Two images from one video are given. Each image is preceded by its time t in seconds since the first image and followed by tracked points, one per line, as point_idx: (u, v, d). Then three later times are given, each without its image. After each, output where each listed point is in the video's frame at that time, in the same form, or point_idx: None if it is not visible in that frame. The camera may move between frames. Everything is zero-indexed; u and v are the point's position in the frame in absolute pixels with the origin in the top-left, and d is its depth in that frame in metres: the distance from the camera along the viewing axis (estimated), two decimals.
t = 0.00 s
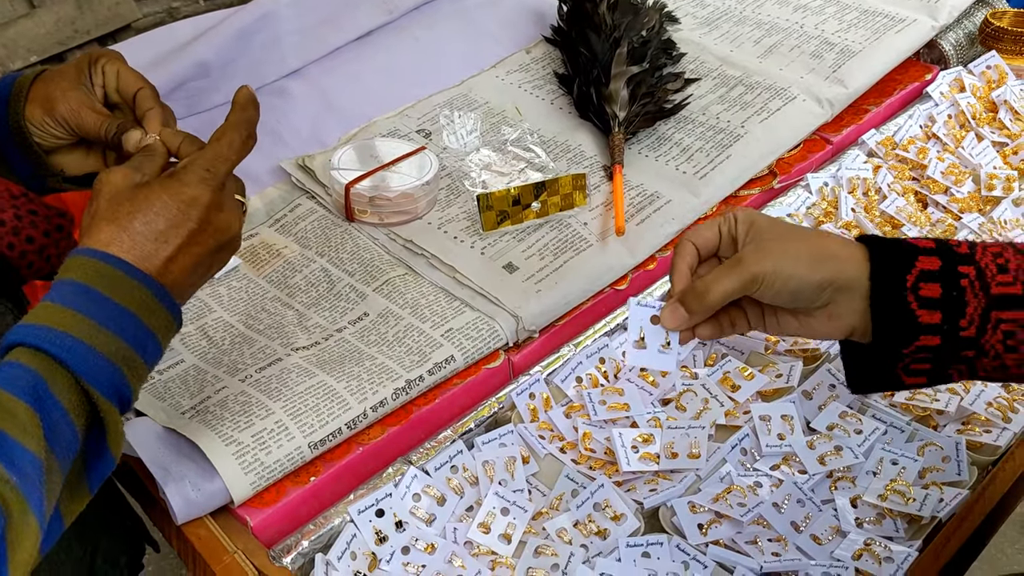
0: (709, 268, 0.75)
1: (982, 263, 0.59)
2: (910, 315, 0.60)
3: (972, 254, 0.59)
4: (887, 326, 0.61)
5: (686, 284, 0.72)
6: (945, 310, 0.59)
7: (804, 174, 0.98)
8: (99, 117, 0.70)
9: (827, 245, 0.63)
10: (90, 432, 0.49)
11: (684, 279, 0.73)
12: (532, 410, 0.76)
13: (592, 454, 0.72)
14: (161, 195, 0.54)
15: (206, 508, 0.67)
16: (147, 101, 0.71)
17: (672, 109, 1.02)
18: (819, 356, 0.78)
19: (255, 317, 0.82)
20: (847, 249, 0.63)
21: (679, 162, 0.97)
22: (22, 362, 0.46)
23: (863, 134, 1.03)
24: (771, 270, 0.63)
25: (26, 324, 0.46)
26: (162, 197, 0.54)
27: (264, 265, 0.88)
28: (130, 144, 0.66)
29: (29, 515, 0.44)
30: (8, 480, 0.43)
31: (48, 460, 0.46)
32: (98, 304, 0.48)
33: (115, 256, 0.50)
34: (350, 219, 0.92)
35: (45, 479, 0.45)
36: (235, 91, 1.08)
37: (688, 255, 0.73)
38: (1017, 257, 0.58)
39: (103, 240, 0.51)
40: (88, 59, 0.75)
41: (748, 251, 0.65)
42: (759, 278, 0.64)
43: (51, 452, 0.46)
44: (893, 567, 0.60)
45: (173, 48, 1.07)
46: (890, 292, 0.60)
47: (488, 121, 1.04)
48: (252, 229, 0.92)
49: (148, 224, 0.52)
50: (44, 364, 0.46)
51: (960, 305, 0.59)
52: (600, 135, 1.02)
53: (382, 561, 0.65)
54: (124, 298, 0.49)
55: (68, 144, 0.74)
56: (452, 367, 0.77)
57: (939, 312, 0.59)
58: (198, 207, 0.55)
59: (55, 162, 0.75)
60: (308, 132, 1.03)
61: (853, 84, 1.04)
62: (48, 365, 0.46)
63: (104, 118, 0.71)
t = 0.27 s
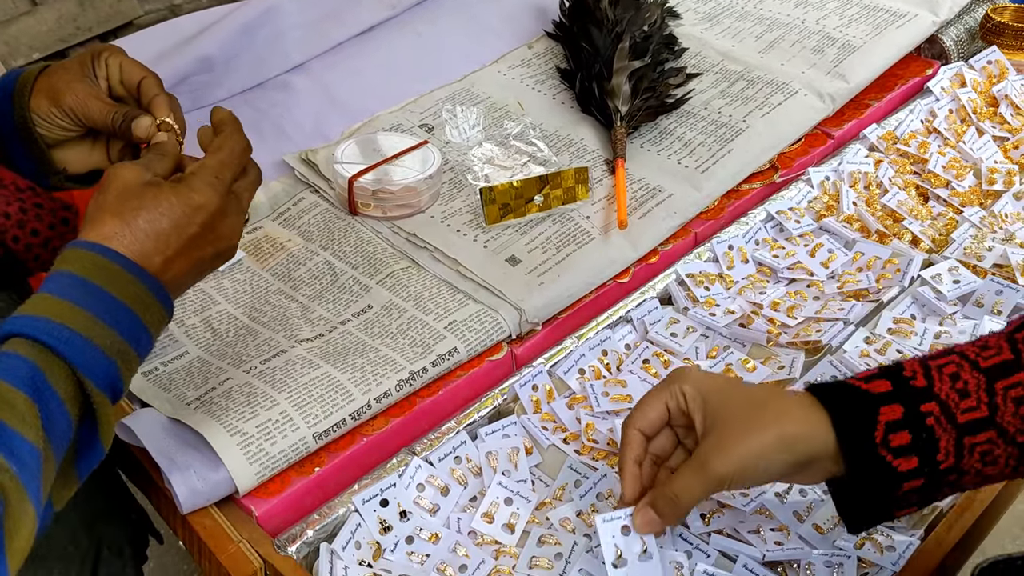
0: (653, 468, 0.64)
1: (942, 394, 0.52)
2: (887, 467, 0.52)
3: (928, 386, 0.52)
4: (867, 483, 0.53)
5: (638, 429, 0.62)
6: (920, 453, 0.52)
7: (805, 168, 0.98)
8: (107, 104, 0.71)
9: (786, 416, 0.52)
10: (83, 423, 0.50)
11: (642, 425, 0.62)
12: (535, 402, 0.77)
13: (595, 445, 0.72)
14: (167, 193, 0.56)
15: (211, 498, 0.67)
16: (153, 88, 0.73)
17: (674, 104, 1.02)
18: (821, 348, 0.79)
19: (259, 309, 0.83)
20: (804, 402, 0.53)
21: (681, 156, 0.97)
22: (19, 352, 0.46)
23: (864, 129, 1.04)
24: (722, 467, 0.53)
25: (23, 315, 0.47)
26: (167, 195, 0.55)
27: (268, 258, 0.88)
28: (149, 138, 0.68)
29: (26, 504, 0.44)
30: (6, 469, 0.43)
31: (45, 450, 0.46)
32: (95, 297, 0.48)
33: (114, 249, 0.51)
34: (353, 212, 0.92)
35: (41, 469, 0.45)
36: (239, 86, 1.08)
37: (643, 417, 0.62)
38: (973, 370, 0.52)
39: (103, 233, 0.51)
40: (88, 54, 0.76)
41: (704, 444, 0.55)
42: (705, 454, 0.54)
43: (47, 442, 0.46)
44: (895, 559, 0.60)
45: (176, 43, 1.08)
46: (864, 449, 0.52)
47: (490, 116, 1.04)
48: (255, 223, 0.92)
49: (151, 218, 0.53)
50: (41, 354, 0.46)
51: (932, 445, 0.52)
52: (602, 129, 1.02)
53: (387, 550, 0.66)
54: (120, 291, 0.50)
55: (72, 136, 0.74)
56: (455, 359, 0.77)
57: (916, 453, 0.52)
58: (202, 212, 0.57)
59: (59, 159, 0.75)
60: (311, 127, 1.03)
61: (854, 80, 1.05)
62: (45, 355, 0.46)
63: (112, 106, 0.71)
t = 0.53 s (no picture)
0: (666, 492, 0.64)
1: (942, 429, 0.55)
2: (894, 504, 0.55)
3: (927, 423, 0.55)
4: (876, 521, 0.55)
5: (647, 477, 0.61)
6: (926, 488, 0.55)
7: (806, 156, 0.98)
8: (110, 102, 0.71)
9: (781, 459, 0.55)
10: (59, 416, 0.49)
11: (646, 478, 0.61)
12: (535, 387, 0.77)
13: (595, 430, 0.73)
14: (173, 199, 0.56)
15: (212, 482, 0.67)
16: (152, 74, 0.74)
17: (675, 92, 1.02)
18: (821, 335, 0.79)
19: (260, 296, 0.83)
20: (799, 441, 0.56)
21: (681, 143, 0.97)
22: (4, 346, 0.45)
23: (864, 117, 1.03)
24: (719, 509, 0.56)
25: (9, 307, 0.46)
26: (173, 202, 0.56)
27: (268, 245, 0.88)
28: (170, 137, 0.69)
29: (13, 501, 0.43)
30: None
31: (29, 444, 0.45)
32: (82, 293, 0.48)
33: (106, 246, 0.51)
34: (352, 199, 0.92)
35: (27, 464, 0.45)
36: (238, 74, 1.08)
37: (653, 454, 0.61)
38: (973, 403, 0.55)
39: (102, 229, 0.51)
40: (74, 51, 0.75)
41: (701, 484, 0.58)
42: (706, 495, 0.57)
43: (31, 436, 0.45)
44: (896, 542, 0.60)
45: (175, 31, 1.07)
46: (871, 485, 0.55)
47: (490, 104, 1.04)
48: (255, 210, 0.92)
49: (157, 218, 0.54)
50: (27, 350, 0.46)
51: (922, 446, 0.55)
52: (602, 117, 1.02)
53: (387, 534, 0.66)
54: (107, 288, 0.50)
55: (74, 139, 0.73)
56: (456, 345, 0.77)
57: (920, 488, 0.55)
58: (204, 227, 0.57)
59: (60, 166, 0.75)
60: (310, 115, 1.03)
61: (854, 67, 1.04)
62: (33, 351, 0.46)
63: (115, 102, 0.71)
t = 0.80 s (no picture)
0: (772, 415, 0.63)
1: None
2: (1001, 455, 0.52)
3: None
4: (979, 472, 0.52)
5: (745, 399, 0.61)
6: None
7: (805, 147, 0.98)
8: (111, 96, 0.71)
9: (893, 399, 0.53)
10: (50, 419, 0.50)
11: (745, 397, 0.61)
12: (535, 376, 0.77)
13: (594, 419, 0.73)
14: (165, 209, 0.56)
15: (212, 471, 0.68)
16: (150, 69, 0.75)
17: (674, 83, 1.02)
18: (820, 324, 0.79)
19: (259, 286, 0.83)
20: (912, 378, 0.55)
21: (680, 134, 0.97)
22: None
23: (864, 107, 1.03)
24: (826, 444, 0.54)
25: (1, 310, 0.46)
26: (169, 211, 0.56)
27: (267, 235, 0.88)
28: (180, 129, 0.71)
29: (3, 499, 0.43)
30: None
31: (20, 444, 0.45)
32: (74, 297, 0.49)
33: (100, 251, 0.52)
34: (352, 189, 0.92)
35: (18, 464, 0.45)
36: (237, 64, 1.08)
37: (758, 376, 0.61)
38: None
39: (95, 235, 0.52)
40: (67, 47, 0.74)
41: (808, 416, 0.56)
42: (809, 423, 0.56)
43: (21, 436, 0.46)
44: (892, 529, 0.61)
45: (174, 22, 1.08)
46: (980, 441, 0.52)
47: (489, 94, 1.04)
48: (255, 201, 0.92)
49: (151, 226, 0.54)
50: (20, 351, 0.46)
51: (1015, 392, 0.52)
52: (601, 108, 1.02)
53: (387, 523, 0.66)
54: (98, 291, 0.50)
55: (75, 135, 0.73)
56: (455, 334, 0.77)
57: None
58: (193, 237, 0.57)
59: (60, 161, 0.75)
60: (310, 106, 1.03)
61: (854, 57, 1.04)
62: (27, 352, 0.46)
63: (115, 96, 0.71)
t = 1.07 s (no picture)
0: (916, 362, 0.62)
1: None
2: None
3: None
4: None
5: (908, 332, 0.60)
6: None
7: (794, 145, 0.98)
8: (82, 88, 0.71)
9: None
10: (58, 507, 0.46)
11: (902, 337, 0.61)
12: (521, 376, 0.77)
13: (580, 419, 0.73)
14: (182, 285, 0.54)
15: (197, 472, 0.68)
16: (122, 62, 0.75)
17: (663, 81, 1.02)
18: (807, 323, 0.79)
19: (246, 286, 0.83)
20: None
21: (670, 133, 0.97)
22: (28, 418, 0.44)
23: (854, 105, 1.03)
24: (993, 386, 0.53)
25: (13, 388, 0.45)
26: (187, 283, 0.54)
27: (255, 234, 0.88)
28: (152, 121, 0.73)
29: None
30: None
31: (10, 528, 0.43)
32: (86, 375, 0.46)
33: (119, 329, 0.49)
34: (341, 188, 0.92)
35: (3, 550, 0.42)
36: (226, 63, 1.07)
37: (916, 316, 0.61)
38: None
39: (113, 315, 0.49)
40: (38, 42, 0.75)
41: (973, 359, 0.55)
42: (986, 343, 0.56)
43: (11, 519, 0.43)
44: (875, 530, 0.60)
45: (164, 20, 1.07)
46: None
47: (479, 93, 1.04)
48: (242, 200, 0.92)
49: (175, 300, 0.52)
50: (22, 430, 0.44)
51: None
52: (591, 106, 1.01)
53: (371, 523, 0.67)
54: (114, 370, 0.47)
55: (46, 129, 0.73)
56: (441, 334, 0.77)
57: None
58: (216, 310, 0.55)
59: (32, 156, 0.74)
60: (299, 104, 1.02)
61: (844, 55, 1.04)
62: (71, 400, 0.45)
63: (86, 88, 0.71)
